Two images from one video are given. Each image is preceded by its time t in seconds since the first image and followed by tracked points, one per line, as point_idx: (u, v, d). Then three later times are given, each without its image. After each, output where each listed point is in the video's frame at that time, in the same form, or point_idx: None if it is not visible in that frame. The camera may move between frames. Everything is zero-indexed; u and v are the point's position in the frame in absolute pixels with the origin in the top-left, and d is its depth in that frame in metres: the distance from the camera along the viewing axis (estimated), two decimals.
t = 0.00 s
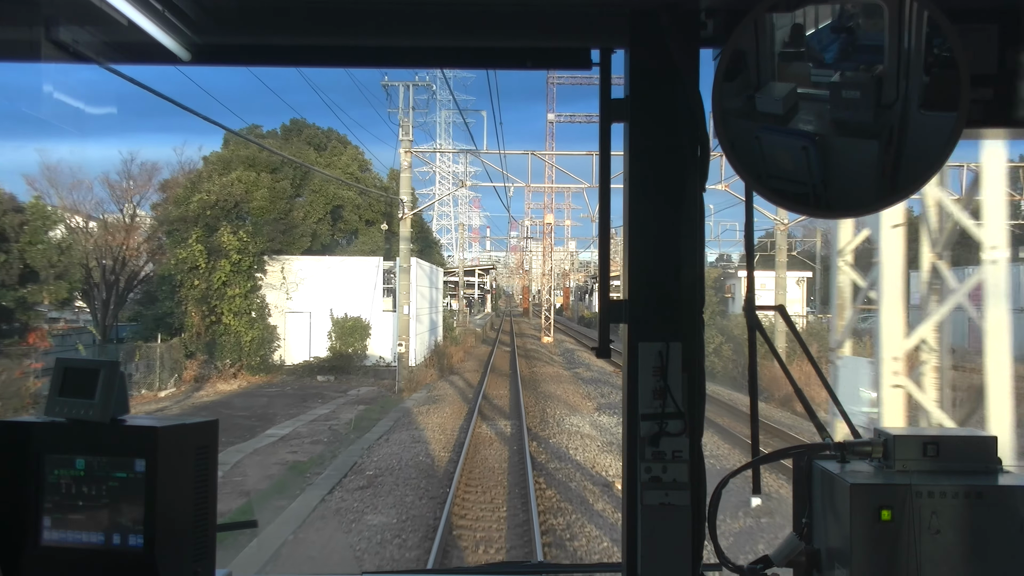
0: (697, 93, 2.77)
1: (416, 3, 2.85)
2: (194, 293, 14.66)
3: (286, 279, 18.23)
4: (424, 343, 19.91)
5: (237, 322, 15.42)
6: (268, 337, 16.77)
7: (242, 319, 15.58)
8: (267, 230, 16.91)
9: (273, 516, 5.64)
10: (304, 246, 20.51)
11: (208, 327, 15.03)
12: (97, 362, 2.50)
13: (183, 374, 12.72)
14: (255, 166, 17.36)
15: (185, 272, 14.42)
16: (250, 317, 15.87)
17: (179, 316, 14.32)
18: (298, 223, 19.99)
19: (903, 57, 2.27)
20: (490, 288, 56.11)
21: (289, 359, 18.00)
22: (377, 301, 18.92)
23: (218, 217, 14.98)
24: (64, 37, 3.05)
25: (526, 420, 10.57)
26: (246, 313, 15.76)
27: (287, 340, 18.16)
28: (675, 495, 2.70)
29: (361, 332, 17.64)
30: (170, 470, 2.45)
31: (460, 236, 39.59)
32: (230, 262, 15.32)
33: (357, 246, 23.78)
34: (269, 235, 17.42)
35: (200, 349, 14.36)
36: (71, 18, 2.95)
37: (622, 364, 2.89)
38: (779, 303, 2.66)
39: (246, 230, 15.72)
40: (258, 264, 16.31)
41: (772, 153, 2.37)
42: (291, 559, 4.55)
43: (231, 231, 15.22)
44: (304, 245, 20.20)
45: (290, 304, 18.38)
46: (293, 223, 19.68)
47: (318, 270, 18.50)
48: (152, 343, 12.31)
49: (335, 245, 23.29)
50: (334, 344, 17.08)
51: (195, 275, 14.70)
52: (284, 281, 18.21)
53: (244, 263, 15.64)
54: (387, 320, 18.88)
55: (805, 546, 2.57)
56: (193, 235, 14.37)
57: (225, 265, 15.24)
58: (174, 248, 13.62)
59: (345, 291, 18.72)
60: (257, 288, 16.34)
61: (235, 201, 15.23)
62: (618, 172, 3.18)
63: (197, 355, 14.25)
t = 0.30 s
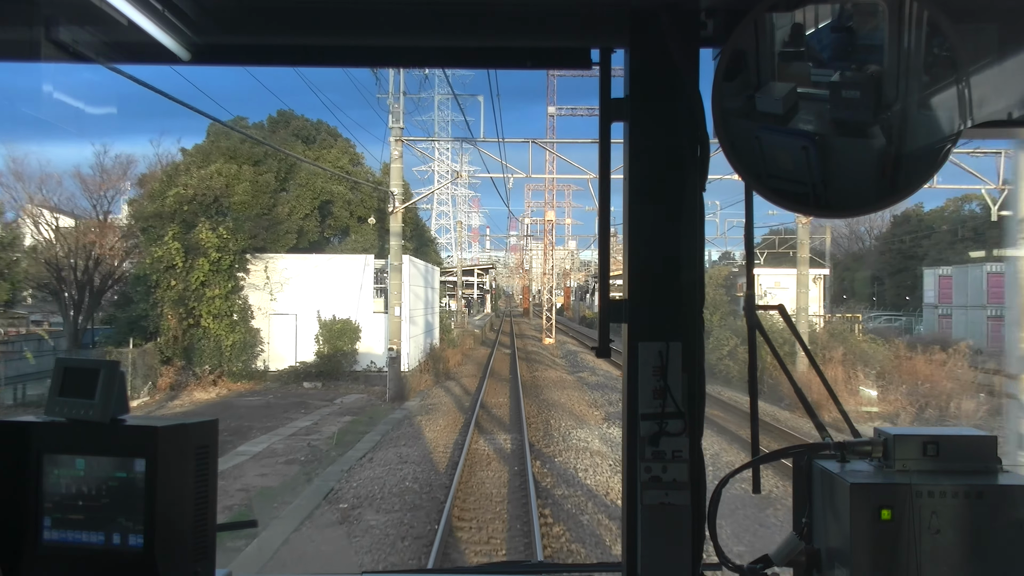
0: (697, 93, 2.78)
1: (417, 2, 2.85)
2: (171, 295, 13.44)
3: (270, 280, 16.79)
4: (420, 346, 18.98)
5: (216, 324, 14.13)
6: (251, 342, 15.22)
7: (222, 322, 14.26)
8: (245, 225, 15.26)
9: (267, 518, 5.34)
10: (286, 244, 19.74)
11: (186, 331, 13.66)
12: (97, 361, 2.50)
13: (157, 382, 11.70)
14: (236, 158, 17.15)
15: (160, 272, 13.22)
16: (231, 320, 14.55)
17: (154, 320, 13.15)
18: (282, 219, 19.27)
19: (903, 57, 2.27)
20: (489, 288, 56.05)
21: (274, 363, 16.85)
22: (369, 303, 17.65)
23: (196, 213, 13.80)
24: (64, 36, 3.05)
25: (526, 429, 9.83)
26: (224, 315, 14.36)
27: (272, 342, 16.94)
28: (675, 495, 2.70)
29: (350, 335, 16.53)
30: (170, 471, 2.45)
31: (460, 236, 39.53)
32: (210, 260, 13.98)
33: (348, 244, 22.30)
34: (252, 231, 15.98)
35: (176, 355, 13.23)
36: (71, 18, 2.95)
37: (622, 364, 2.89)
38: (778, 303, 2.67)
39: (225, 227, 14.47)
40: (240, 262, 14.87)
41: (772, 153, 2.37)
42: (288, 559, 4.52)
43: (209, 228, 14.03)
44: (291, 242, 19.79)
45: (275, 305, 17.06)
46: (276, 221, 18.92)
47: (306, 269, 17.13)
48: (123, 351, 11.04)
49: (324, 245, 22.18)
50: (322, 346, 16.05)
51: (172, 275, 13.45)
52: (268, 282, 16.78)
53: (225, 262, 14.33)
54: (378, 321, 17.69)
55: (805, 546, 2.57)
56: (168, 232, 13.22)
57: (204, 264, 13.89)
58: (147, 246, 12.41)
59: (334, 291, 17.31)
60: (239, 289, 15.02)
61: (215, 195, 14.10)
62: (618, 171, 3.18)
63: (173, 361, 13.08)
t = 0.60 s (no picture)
0: (698, 93, 2.78)
1: (417, 3, 2.85)
2: (145, 295, 12.69)
3: (252, 279, 15.97)
4: (411, 350, 17.86)
5: (191, 326, 13.44)
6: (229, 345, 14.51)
7: (198, 325, 13.58)
8: (222, 220, 14.43)
9: (269, 516, 5.70)
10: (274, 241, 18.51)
11: (160, 334, 12.95)
12: (96, 362, 2.50)
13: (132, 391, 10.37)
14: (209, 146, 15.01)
15: (132, 271, 12.47)
16: (209, 322, 13.89)
17: (126, 323, 12.28)
18: (264, 214, 17.70)
19: (902, 57, 2.27)
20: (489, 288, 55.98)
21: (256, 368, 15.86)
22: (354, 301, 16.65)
23: (172, 208, 12.96)
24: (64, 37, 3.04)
25: (528, 448, 8.83)
26: (200, 317, 13.72)
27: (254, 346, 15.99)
28: (675, 495, 2.70)
29: (337, 342, 15.20)
30: (170, 471, 2.45)
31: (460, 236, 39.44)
32: (185, 258, 13.29)
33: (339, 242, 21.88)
34: (234, 227, 15.07)
35: (150, 360, 12.38)
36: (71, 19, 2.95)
37: (622, 364, 2.89)
38: (779, 303, 2.67)
39: (204, 223, 13.75)
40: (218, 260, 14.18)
41: (772, 153, 2.37)
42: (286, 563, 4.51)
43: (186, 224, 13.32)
44: (273, 239, 18.29)
45: (257, 306, 16.20)
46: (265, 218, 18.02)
47: (290, 267, 16.29)
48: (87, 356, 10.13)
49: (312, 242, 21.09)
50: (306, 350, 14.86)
51: (145, 274, 12.75)
52: (249, 281, 15.91)
53: (202, 260, 13.64)
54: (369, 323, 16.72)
55: (806, 546, 2.57)
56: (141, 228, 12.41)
57: (179, 262, 13.19)
58: (118, 243, 11.66)
59: (318, 290, 16.38)
60: (217, 289, 14.28)
61: (191, 188, 13.27)
62: (619, 170, 3.18)
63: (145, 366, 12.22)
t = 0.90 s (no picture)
0: (698, 94, 2.78)
1: (416, 2, 2.85)
2: (114, 294, 11.36)
3: (232, 277, 14.63)
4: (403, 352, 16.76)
5: (166, 328, 12.24)
6: (206, 348, 13.28)
7: (172, 327, 12.38)
8: (196, 210, 12.63)
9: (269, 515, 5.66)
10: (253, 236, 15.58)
11: (130, 337, 11.67)
12: (97, 362, 2.51)
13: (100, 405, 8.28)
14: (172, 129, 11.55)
15: (100, 268, 11.09)
16: (184, 323, 12.68)
17: (94, 324, 10.96)
18: (244, 207, 14.65)
19: (903, 57, 2.27)
20: (489, 288, 55.94)
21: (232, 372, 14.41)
22: (340, 301, 15.31)
23: (143, 199, 11.53)
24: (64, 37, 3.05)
25: (531, 465, 7.89)
26: (174, 318, 12.49)
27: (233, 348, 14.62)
28: (675, 495, 2.70)
29: (325, 345, 14.52)
30: (170, 471, 2.45)
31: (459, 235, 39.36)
32: (158, 253, 12.06)
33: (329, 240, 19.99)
34: (211, 220, 13.26)
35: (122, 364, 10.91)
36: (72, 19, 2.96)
37: (622, 364, 2.89)
38: (779, 303, 2.67)
39: (177, 215, 12.33)
40: (193, 256, 12.78)
41: (772, 153, 2.37)
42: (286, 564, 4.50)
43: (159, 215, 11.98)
44: (256, 233, 15.61)
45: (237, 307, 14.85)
46: (252, 211, 15.12)
47: (272, 264, 14.97)
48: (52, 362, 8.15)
49: (299, 238, 18.72)
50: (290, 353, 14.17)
51: (114, 271, 11.40)
52: (229, 279, 14.57)
53: (176, 256, 12.37)
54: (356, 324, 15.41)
55: (805, 545, 2.57)
56: (112, 220, 11.05)
57: (155, 258, 12.02)
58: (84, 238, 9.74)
59: (300, 289, 15.05)
60: (192, 287, 13.02)
61: (165, 177, 11.61)
62: (619, 170, 3.17)
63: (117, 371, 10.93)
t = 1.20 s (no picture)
0: (698, 94, 2.78)
1: (416, 2, 2.85)
2: (77, 291, 10.13)
3: (208, 274, 13.39)
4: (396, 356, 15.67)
5: (133, 329, 11.02)
6: (181, 350, 11.90)
7: (142, 327, 11.14)
8: (167, 200, 11.38)
9: (270, 516, 5.64)
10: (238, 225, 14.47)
11: (95, 337, 10.49)
12: (96, 361, 2.51)
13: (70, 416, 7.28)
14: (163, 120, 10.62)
15: (62, 263, 9.93)
16: (155, 323, 11.40)
17: (55, 324, 9.69)
18: (223, 198, 13.32)
19: (903, 57, 2.27)
20: (489, 288, 55.90)
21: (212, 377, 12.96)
22: (322, 299, 14.19)
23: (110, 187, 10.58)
24: (64, 36, 3.05)
25: (533, 491, 6.86)
26: (144, 317, 11.22)
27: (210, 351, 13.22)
28: (675, 495, 2.70)
29: (308, 347, 13.28)
30: (170, 470, 2.45)
31: (459, 234, 39.30)
32: (126, 247, 10.85)
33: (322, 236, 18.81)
34: (185, 211, 12.06)
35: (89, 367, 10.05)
36: (72, 19, 2.96)
37: (622, 364, 2.89)
38: (779, 302, 2.67)
39: (147, 205, 11.09)
40: (164, 250, 11.55)
41: (772, 153, 2.37)
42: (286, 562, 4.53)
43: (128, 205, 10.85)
44: (236, 225, 14.22)
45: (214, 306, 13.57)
46: (237, 204, 13.98)
47: (250, 260, 13.81)
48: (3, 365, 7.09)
49: (285, 233, 17.03)
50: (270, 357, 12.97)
51: (78, 266, 10.21)
52: (205, 276, 13.32)
53: (145, 250, 11.16)
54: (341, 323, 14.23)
55: (806, 546, 2.57)
56: (75, 211, 9.94)
57: (122, 253, 10.79)
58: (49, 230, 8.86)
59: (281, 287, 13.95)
60: (164, 283, 11.76)
61: (134, 165, 10.75)
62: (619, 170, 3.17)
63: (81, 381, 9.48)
